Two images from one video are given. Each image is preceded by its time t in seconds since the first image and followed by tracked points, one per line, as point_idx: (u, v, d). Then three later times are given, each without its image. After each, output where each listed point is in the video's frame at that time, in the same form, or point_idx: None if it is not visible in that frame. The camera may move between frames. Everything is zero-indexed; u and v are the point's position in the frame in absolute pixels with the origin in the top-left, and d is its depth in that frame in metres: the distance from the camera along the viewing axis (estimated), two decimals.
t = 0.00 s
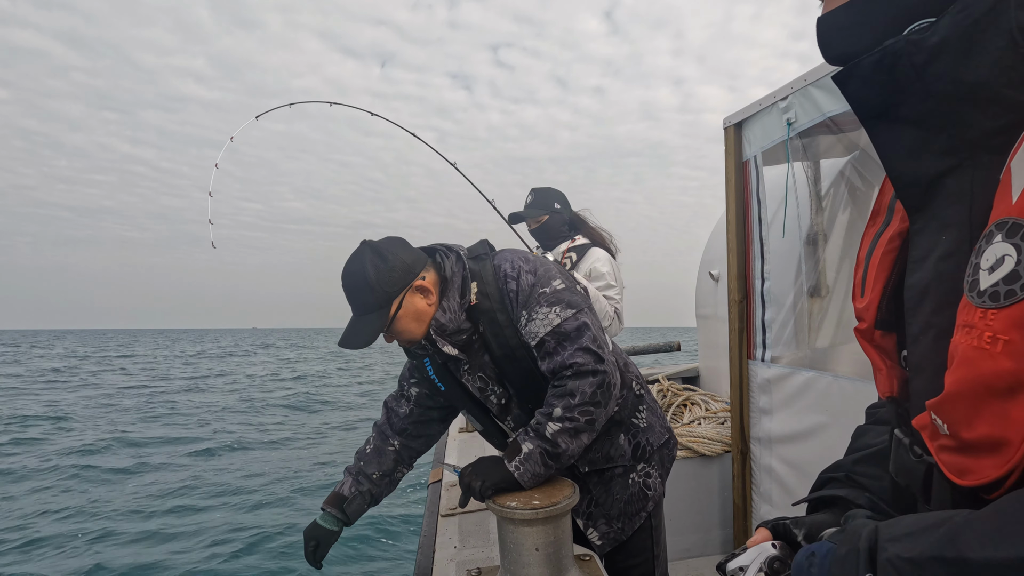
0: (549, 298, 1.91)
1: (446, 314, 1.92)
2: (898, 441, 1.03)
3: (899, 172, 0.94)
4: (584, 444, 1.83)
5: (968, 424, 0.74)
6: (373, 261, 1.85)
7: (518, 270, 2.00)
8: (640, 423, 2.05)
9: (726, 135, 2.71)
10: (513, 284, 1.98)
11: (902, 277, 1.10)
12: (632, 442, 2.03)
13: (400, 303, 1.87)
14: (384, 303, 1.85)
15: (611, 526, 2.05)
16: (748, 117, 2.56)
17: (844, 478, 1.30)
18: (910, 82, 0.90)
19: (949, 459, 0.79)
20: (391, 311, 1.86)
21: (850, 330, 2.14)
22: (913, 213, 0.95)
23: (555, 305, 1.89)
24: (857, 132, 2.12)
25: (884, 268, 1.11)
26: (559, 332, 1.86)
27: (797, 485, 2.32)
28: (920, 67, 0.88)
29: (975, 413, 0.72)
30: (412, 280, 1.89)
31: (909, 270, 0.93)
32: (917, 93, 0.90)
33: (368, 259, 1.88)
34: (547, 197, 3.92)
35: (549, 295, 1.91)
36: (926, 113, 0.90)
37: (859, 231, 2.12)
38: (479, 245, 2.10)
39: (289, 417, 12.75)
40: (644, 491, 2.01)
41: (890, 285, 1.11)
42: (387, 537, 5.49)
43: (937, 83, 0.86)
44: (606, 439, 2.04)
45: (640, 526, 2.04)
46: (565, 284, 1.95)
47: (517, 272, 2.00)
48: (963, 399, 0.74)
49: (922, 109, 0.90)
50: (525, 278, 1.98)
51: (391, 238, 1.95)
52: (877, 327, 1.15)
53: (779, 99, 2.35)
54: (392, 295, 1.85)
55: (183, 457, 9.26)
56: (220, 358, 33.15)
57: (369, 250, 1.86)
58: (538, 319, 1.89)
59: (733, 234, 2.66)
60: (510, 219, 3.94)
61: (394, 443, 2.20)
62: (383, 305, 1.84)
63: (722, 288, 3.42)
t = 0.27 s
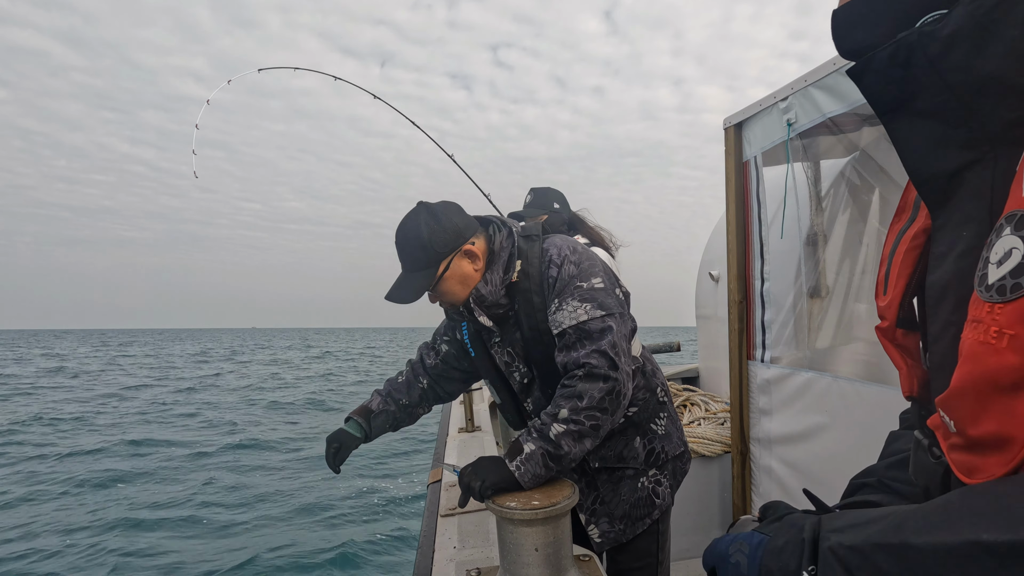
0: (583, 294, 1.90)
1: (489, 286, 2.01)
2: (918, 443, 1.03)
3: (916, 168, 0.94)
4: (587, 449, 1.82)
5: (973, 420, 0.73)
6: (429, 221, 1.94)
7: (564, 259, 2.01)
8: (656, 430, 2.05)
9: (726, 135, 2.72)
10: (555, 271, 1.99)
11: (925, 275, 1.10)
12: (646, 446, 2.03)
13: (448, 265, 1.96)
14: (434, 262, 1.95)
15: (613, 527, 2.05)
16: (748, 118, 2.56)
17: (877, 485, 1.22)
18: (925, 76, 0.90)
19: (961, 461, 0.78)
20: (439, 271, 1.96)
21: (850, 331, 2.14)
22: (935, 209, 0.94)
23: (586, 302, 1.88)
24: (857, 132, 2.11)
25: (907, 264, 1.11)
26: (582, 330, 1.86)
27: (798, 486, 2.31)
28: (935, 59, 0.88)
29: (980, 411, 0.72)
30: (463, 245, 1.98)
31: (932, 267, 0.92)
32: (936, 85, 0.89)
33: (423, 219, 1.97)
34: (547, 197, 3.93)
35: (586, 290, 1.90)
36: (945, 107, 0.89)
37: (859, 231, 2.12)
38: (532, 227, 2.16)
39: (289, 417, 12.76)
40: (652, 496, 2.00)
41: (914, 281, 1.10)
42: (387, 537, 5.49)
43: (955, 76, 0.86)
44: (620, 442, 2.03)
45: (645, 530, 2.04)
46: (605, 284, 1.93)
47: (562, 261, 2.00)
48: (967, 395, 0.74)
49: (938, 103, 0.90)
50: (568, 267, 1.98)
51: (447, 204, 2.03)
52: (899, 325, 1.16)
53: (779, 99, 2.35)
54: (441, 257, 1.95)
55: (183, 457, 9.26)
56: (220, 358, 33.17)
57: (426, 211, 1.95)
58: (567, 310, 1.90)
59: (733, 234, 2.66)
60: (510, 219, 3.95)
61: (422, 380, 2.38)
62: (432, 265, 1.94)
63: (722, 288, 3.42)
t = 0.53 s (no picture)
0: (620, 299, 1.90)
1: (536, 259, 2.10)
2: (962, 460, 0.97)
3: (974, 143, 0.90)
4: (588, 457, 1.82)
5: (1015, 441, 0.77)
6: (494, 179, 2.04)
7: (613, 257, 2.00)
8: (670, 439, 2.07)
9: (726, 136, 2.71)
10: (600, 268, 2.00)
11: (979, 271, 1.05)
12: (657, 453, 2.03)
13: (505, 225, 2.06)
14: (494, 220, 2.05)
15: (609, 525, 2.04)
16: (748, 119, 2.56)
17: (919, 500, 1.10)
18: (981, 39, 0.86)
19: (989, 478, 0.82)
20: (495, 230, 2.06)
21: (851, 333, 2.13)
22: (991, 190, 0.91)
23: (620, 308, 1.88)
24: (858, 134, 2.10)
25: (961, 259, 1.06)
26: (607, 334, 1.87)
27: (798, 488, 2.30)
28: (993, 18, 0.84)
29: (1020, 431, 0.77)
30: (523, 207, 2.07)
31: (989, 260, 0.92)
32: (992, 49, 0.85)
33: (490, 177, 2.07)
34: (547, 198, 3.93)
35: (624, 296, 1.89)
36: (1005, 73, 0.85)
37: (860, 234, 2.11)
38: (595, 210, 2.20)
39: (288, 416, 12.78)
40: (655, 502, 2.01)
41: (970, 277, 1.05)
42: (386, 536, 5.50)
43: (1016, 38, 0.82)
44: (632, 447, 2.03)
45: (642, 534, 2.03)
46: (646, 295, 1.92)
47: (611, 258, 2.00)
48: (1006, 411, 0.78)
49: (999, 67, 0.85)
50: (614, 266, 1.98)
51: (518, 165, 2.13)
52: (949, 325, 1.09)
53: (779, 101, 2.35)
54: (500, 216, 2.05)
55: (182, 455, 9.27)
56: (220, 356, 33.22)
57: (494, 169, 2.06)
58: (597, 310, 1.90)
59: (733, 236, 2.66)
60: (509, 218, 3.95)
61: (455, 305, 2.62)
62: (490, 222, 2.05)
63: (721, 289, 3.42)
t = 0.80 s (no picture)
0: (647, 300, 1.84)
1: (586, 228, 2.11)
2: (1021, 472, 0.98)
3: None
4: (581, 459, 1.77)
5: None
6: (558, 139, 2.04)
7: (652, 254, 1.93)
8: (681, 443, 1.99)
9: (727, 138, 2.71)
10: (637, 262, 1.95)
11: None
12: (665, 453, 1.98)
13: (562, 188, 2.06)
14: (550, 181, 2.06)
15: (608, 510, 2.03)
16: (749, 122, 2.56)
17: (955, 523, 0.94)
18: None
19: None
20: (552, 191, 2.07)
21: (850, 337, 2.12)
22: None
23: (644, 311, 1.82)
24: (858, 137, 2.07)
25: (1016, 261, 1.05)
26: (625, 334, 1.82)
27: (798, 490, 2.29)
28: None
29: None
30: (582, 172, 2.06)
31: None
32: None
33: (555, 135, 2.08)
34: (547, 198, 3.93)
35: (651, 299, 1.83)
36: None
37: (860, 236, 2.10)
38: (654, 196, 2.14)
39: (289, 415, 12.81)
40: (655, 502, 1.95)
41: None
42: (385, 535, 5.51)
43: None
44: (639, 442, 1.98)
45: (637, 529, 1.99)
46: (674, 302, 1.85)
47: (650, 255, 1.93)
48: None
49: None
50: (650, 265, 1.91)
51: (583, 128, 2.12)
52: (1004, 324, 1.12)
53: (781, 103, 2.35)
54: (558, 177, 2.05)
55: (182, 453, 9.29)
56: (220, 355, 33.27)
57: (559, 129, 2.06)
58: (622, 307, 1.85)
59: (733, 238, 2.67)
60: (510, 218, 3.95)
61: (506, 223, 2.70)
62: (547, 181, 2.06)
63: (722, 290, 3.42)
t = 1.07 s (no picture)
0: (657, 278, 1.59)
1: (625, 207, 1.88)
2: None
3: None
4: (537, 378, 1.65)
5: None
6: (624, 111, 1.85)
7: (680, 240, 1.66)
8: (686, 433, 1.79)
9: (728, 139, 2.69)
10: (661, 243, 1.69)
11: None
12: (667, 440, 1.79)
13: (619, 161, 1.84)
14: (606, 153, 1.84)
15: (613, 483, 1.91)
16: (750, 123, 2.55)
17: (992, 539, 0.85)
18: None
19: None
20: (608, 163, 1.85)
21: (849, 340, 2.12)
22: None
23: (648, 284, 1.56)
24: (859, 140, 2.07)
25: None
26: (621, 298, 1.59)
27: (797, 493, 2.28)
28: None
29: None
30: (642, 147, 1.84)
31: None
32: None
33: (619, 109, 1.88)
34: (547, 198, 3.92)
35: (660, 277, 1.58)
36: None
37: (859, 238, 2.09)
38: (710, 188, 1.84)
39: (289, 414, 12.82)
40: (654, 489, 1.77)
41: None
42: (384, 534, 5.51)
43: None
44: (643, 424, 1.82)
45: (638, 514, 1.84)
46: (682, 291, 1.59)
47: (679, 239, 1.67)
48: None
49: None
50: (672, 250, 1.65)
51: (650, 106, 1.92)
52: None
53: (782, 105, 2.34)
54: (616, 151, 1.84)
55: (182, 452, 9.29)
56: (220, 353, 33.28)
57: (625, 102, 1.86)
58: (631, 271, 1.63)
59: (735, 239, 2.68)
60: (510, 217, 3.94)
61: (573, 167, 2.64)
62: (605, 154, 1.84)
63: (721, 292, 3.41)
